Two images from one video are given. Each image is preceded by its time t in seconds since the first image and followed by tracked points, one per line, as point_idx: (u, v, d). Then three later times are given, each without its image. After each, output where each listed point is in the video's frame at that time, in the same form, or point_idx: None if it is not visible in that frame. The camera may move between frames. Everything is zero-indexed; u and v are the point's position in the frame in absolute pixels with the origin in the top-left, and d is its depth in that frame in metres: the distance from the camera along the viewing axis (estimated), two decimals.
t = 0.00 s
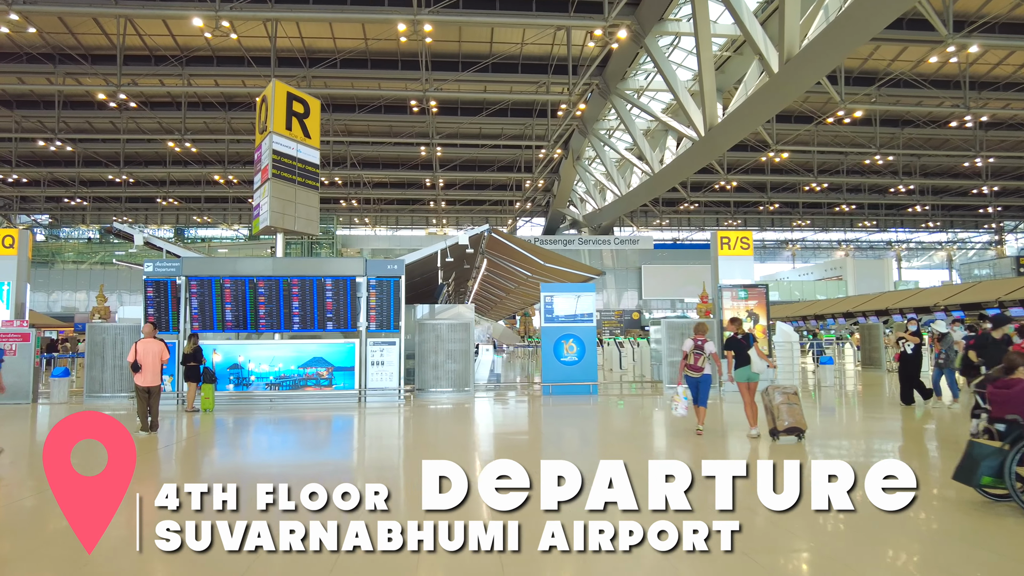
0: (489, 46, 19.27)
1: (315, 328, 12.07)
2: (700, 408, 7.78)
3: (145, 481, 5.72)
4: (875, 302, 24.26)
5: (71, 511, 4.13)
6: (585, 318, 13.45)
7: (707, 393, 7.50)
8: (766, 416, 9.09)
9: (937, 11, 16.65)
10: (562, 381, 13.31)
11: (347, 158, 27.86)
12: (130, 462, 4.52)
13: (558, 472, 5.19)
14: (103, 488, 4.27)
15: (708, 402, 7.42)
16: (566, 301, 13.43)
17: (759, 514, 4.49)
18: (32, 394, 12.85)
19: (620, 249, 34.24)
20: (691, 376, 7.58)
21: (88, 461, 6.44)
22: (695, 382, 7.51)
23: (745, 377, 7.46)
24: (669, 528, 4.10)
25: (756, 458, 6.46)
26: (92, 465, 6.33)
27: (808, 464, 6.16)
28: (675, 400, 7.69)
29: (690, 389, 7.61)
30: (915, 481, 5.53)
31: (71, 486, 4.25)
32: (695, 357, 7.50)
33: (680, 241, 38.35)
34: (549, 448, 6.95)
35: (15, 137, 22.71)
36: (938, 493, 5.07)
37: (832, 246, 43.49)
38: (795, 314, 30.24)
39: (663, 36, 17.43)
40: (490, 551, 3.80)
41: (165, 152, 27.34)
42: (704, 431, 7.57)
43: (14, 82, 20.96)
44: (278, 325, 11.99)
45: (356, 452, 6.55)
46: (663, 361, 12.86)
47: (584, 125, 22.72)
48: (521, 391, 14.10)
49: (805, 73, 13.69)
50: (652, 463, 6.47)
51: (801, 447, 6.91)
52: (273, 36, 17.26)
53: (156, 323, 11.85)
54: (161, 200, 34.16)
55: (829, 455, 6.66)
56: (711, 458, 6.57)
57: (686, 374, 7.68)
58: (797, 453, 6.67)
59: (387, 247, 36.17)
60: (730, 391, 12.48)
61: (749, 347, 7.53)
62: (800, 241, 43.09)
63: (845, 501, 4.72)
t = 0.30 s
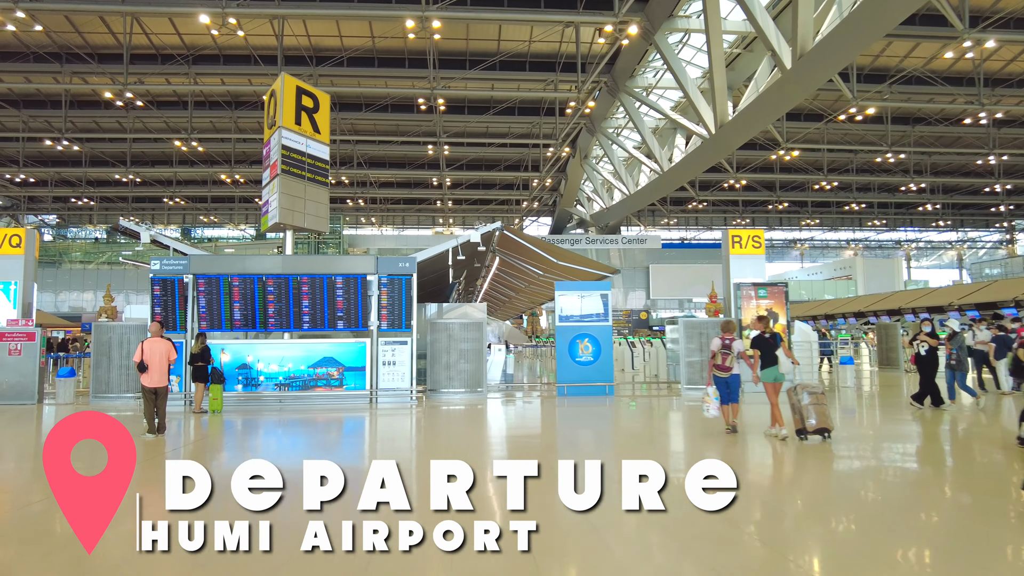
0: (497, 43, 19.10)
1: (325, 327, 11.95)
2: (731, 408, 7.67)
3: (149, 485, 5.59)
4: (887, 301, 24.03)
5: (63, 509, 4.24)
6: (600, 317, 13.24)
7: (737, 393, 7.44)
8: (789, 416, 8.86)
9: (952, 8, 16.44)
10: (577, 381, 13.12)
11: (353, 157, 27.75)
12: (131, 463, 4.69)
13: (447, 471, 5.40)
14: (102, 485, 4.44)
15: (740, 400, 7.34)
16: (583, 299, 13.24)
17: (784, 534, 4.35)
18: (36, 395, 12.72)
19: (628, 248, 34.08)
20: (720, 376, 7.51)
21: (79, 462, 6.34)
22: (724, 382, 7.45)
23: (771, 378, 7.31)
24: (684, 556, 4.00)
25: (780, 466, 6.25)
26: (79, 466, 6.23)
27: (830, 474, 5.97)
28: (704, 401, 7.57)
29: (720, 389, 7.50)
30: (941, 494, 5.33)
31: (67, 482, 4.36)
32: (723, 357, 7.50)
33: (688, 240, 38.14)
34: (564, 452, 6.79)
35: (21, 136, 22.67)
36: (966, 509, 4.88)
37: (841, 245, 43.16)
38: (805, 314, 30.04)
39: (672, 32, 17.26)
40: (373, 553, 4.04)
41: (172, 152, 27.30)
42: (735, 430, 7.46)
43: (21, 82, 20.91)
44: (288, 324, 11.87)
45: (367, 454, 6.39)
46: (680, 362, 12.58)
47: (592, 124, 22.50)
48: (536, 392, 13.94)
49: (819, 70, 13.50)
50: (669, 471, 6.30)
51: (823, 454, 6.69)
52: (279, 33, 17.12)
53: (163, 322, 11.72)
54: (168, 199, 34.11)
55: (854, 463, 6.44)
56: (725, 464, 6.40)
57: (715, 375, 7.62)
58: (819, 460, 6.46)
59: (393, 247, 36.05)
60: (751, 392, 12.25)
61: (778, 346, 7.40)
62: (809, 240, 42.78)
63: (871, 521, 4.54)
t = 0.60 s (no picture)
0: (505, 41, 19.00)
1: (335, 327, 11.83)
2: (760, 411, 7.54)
3: (154, 489, 5.49)
4: (900, 302, 23.77)
5: (72, 517, 4.07)
6: (616, 316, 13.03)
7: (765, 395, 7.31)
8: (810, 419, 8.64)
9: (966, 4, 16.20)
10: (592, 382, 12.83)
11: (361, 156, 27.68)
12: (131, 458, 4.38)
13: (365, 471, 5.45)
14: (105, 485, 4.18)
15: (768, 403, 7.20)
16: (596, 299, 13.03)
17: (811, 545, 4.17)
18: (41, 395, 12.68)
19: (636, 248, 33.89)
20: (752, 377, 7.34)
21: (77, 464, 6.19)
22: (755, 383, 7.27)
23: (797, 377, 7.21)
24: (696, 564, 3.92)
25: (802, 470, 6.06)
26: (81, 470, 6.11)
27: (854, 478, 5.77)
28: (733, 404, 7.44)
29: (748, 392, 7.37)
30: (971, 499, 5.15)
31: (69, 487, 4.07)
32: (758, 357, 7.29)
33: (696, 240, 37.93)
34: (579, 455, 6.65)
35: (29, 136, 22.67)
36: (993, 515, 4.73)
37: (850, 245, 42.82)
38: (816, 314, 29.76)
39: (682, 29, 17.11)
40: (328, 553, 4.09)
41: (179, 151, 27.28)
42: (763, 434, 7.27)
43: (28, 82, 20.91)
44: (297, 324, 11.77)
45: (376, 456, 6.29)
46: (698, 362, 12.47)
47: (600, 122, 22.28)
48: (549, 393, 13.78)
49: (832, 66, 13.31)
50: (686, 477, 6.13)
51: (844, 458, 6.49)
52: (287, 32, 17.02)
53: (170, 322, 11.63)
54: (175, 200, 34.13)
55: (877, 466, 6.24)
56: (743, 468, 6.22)
57: (744, 376, 7.42)
58: (841, 464, 6.27)
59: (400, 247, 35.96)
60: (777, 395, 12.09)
61: (806, 345, 7.25)
62: (818, 240, 42.46)
63: (901, 531, 4.34)
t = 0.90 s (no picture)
0: (520, 39, 18.87)
1: (353, 327, 11.76)
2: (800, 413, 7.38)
3: (172, 494, 5.42)
4: (923, 302, 23.34)
5: (73, 516, 4.07)
6: (640, 317, 12.60)
7: (807, 398, 7.13)
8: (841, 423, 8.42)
9: None
10: (615, 384, 12.39)
11: (375, 157, 27.68)
12: (131, 459, 4.23)
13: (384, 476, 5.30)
14: (105, 485, 4.10)
15: (809, 406, 7.01)
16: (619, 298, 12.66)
17: (852, 554, 3.98)
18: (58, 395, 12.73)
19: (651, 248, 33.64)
20: (796, 378, 7.16)
21: (93, 466, 6.15)
22: (796, 384, 7.13)
23: (836, 379, 6.95)
24: (714, 565, 3.90)
25: (834, 475, 5.85)
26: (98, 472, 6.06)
27: (891, 484, 5.55)
28: (771, 405, 7.30)
29: (788, 394, 7.24)
30: (1006, 504, 4.99)
31: (70, 488, 4.00)
32: (803, 359, 7.13)
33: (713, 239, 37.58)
34: (603, 459, 6.49)
35: (48, 138, 22.87)
36: None
37: (869, 244, 42.23)
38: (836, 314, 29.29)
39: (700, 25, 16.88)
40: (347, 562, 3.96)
41: (195, 152, 27.42)
42: (802, 438, 7.12)
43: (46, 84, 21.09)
44: (315, 324, 11.69)
45: (395, 460, 6.18)
46: (726, 363, 12.23)
47: (616, 120, 22.02)
48: (569, 395, 13.57)
49: (855, 61, 13.03)
50: (713, 483, 5.95)
51: (878, 463, 6.26)
52: (303, 32, 17.00)
53: (187, 322, 11.61)
54: (192, 201, 34.35)
55: (914, 471, 6.01)
56: (774, 474, 6.02)
57: (786, 376, 7.28)
58: (875, 469, 6.04)
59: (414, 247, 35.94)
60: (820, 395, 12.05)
61: (849, 345, 7.05)
62: (836, 239, 41.92)
63: (948, 540, 4.13)
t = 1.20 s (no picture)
0: (536, 36, 18.76)
1: (375, 325, 11.71)
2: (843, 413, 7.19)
3: (194, 494, 5.37)
4: (949, 301, 22.90)
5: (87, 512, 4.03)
6: (666, 315, 12.22)
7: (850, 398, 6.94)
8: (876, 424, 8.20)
9: None
10: (642, 385, 12.02)
11: (391, 156, 27.69)
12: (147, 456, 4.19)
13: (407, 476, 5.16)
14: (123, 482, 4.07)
15: (853, 406, 6.82)
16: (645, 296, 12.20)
17: (891, 559, 3.83)
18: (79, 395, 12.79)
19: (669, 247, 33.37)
20: (839, 377, 6.97)
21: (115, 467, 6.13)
22: (838, 383, 6.95)
23: (885, 378, 6.81)
24: (741, 566, 3.81)
25: (871, 477, 5.65)
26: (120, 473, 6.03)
27: (932, 486, 5.35)
28: (814, 405, 7.13)
29: (830, 392, 7.07)
30: None
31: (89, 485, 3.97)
32: (846, 357, 6.91)
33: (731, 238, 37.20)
34: (629, 461, 6.36)
35: (69, 139, 23.09)
36: None
37: (890, 242, 41.64)
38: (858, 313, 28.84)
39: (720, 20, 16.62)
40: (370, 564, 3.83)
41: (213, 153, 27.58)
42: (845, 439, 6.94)
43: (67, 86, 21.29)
44: (337, 323, 11.65)
45: (418, 461, 6.05)
46: (757, 363, 11.99)
47: (634, 117, 21.80)
48: (591, 395, 13.39)
49: (881, 54, 12.74)
50: (744, 486, 5.79)
51: (915, 465, 6.07)
52: (320, 31, 16.98)
53: (208, 320, 11.59)
54: (210, 201, 34.58)
55: (953, 472, 5.81)
56: (807, 479, 5.85)
57: (827, 374, 7.09)
58: (913, 471, 5.84)
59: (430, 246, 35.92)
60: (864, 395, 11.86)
61: (898, 343, 6.85)
62: (856, 237, 41.36)
63: (994, 544, 3.96)
